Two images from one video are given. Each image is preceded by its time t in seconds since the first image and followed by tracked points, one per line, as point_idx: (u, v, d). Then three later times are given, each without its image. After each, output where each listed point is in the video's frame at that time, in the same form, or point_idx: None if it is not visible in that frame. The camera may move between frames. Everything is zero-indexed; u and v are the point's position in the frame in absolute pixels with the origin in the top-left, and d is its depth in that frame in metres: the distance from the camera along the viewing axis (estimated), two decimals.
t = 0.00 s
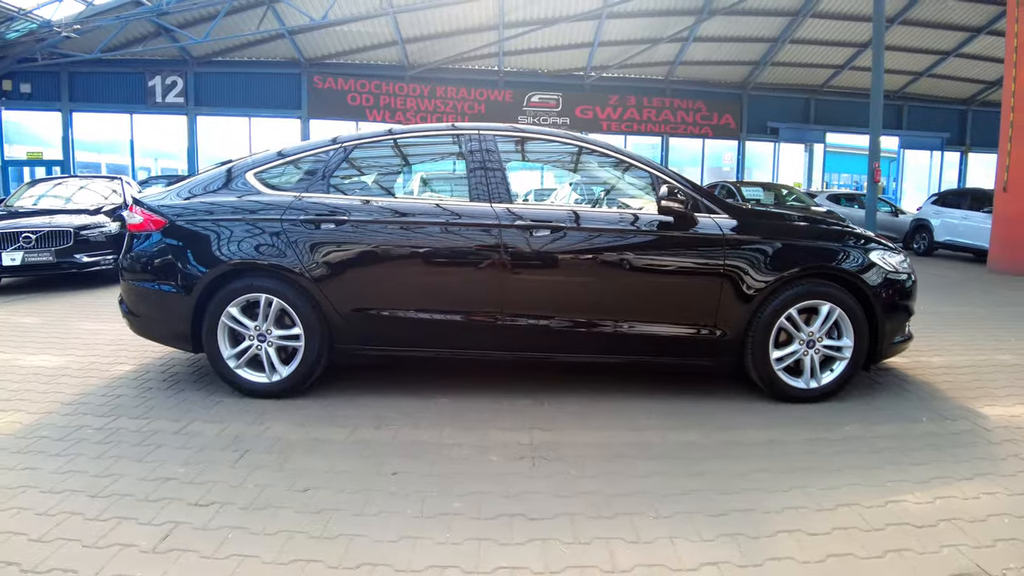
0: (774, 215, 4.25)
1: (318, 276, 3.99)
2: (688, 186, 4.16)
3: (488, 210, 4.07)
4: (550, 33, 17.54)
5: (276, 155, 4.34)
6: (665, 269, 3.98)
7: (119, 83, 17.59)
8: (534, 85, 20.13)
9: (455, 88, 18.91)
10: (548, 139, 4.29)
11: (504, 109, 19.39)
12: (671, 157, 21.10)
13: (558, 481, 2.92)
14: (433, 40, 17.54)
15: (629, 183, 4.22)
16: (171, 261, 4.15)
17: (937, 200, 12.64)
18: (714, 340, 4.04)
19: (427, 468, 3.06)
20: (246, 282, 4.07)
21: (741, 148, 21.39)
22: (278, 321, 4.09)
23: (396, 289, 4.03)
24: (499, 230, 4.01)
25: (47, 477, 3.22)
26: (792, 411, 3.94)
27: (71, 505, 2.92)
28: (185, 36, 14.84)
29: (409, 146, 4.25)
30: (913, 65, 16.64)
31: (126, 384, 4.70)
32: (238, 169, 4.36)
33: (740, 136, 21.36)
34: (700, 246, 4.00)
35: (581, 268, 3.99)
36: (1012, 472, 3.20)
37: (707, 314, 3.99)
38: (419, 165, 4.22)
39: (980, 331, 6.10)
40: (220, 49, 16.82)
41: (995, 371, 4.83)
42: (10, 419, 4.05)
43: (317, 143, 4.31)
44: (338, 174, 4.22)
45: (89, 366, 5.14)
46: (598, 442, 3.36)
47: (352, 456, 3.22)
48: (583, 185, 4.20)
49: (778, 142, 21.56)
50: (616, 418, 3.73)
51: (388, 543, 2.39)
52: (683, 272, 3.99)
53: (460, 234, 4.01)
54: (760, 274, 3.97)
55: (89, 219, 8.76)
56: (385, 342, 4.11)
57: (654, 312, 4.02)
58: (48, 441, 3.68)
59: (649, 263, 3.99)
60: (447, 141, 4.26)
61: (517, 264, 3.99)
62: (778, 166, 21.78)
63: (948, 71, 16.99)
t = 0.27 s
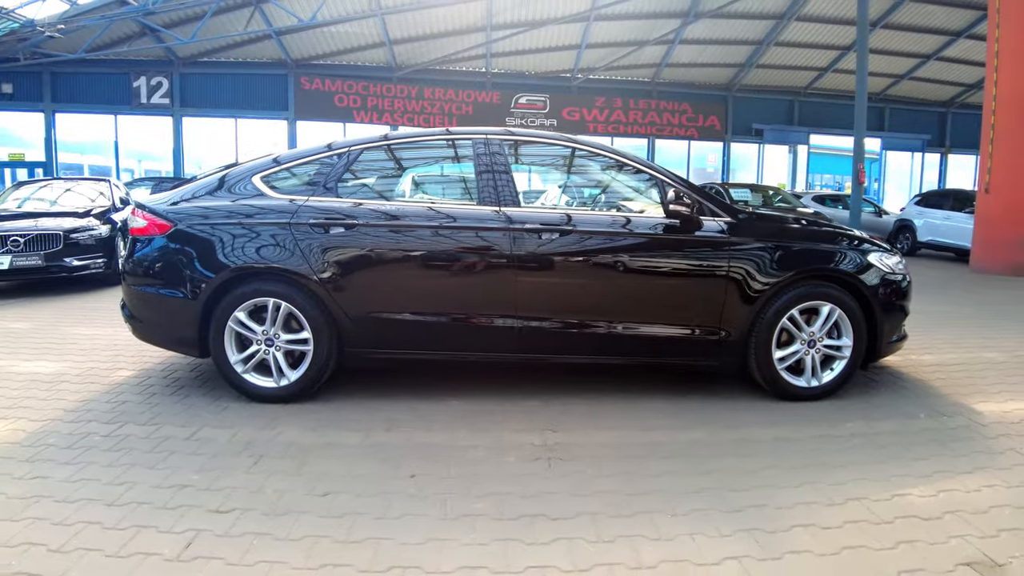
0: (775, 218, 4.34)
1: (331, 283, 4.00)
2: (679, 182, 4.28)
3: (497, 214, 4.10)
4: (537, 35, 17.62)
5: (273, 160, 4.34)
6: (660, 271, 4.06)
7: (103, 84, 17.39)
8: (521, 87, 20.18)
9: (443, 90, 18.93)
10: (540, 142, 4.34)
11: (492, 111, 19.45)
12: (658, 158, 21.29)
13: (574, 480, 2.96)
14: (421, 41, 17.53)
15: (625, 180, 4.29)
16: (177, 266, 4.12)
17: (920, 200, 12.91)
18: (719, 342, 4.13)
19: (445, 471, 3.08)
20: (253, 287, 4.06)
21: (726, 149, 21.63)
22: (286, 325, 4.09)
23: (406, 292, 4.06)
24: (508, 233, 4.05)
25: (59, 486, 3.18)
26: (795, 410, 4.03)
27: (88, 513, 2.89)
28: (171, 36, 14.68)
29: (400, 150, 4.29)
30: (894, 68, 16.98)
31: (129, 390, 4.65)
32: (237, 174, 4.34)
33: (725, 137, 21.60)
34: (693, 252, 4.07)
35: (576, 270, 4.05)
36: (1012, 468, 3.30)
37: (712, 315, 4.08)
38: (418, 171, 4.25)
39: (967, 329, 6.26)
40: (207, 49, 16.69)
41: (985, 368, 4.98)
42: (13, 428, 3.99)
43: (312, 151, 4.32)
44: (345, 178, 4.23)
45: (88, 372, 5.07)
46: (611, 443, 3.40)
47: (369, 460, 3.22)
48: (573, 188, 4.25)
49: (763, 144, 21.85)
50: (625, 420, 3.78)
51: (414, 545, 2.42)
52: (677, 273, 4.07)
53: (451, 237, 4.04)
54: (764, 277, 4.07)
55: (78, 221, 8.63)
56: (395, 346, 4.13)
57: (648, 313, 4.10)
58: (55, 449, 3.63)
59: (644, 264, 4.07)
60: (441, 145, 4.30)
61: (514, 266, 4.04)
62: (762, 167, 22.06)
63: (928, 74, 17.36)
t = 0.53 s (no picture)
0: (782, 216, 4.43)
1: (349, 283, 4.00)
2: (677, 173, 4.36)
3: (505, 213, 4.12)
4: (527, 36, 17.68)
5: (275, 161, 4.35)
6: (659, 269, 4.12)
7: (89, 83, 17.20)
8: (510, 87, 20.21)
9: (432, 90, 18.94)
10: (536, 140, 4.38)
11: (481, 111, 19.50)
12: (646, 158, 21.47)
13: (598, 477, 2.99)
14: (411, 41, 17.50)
15: (621, 177, 4.35)
16: (186, 266, 4.09)
17: (906, 200, 13.16)
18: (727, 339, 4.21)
19: (469, 469, 3.09)
20: (266, 286, 4.05)
21: (713, 150, 21.86)
22: (299, 325, 4.08)
23: (421, 291, 4.07)
24: (522, 231, 4.07)
25: (75, 489, 3.12)
26: (805, 407, 4.09)
27: (110, 517, 2.83)
28: (159, 35, 14.52)
29: (395, 149, 4.31)
30: (878, 70, 17.29)
31: (135, 392, 4.58)
32: (240, 175, 4.35)
33: (712, 138, 21.83)
34: (692, 251, 4.14)
35: (573, 268, 4.09)
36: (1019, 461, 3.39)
37: (723, 312, 4.16)
38: (420, 174, 4.26)
39: (959, 325, 6.40)
40: (195, 48, 16.54)
41: (981, 363, 5.10)
42: (20, 431, 3.91)
43: (321, 149, 4.34)
44: (357, 177, 4.23)
45: (90, 374, 4.99)
46: (630, 440, 3.43)
47: (391, 459, 3.22)
48: (567, 186, 4.30)
49: (749, 144, 22.11)
50: (641, 417, 3.82)
51: (448, 545, 2.42)
52: (676, 271, 4.13)
53: (441, 236, 4.04)
54: (773, 274, 4.16)
55: (70, 221, 8.50)
56: (410, 345, 4.14)
57: (645, 310, 4.16)
58: (66, 453, 3.56)
59: (643, 262, 4.12)
60: (436, 144, 4.32)
61: (514, 264, 4.06)
62: (749, 167, 22.32)
63: (911, 76, 17.70)
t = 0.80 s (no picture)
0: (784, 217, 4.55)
1: (364, 284, 4.00)
2: (675, 169, 4.44)
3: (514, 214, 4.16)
4: (514, 37, 17.71)
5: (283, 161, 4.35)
6: (654, 268, 4.20)
7: (70, 83, 16.91)
8: (497, 87, 20.21)
9: (419, 89, 18.93)
10: (546, 141, 4.42)
11: (468, 111, 19.52)
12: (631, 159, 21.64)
13: (618, 477, 3.03)
14: (398, 41, 17.42)
15: (614, 175, 4.41)
16: (193, 267, 4.06)
17: (889, 200, 13.45)
18: (734, 336, 4.33)
19: (491, 469, 3.10)
20: (277, 286, 4.03)
21: (698, 151, 22.11)
22: (309, 326, 4.06)
23: (435, 292, 4.08)
24: (534, 232, 4.12)
25: (90, 496, 3.06)
26: (810, 405, 4.18)
27: (131, 523, 2.76)
28: (143, 33, 14.29)
29: (394, 150, 4.30)
30: (860, 72, 17.64)
31: (139, 396, 4.51)
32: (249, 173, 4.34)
33: (696, 139, 22.08)
34: (690, 251, 4.24)
35: (568, 267, 4.14)
36: (1018, 454, 3.52)
37: (729, 311, 4.28)
38: (425, 172, 4.28)
39: (947, 323, 6.58)
40: (179, 47, 16.34)
41: (972, 360, 5.25)
42: (24, 437, 3.83)
43: (334, 150, 4.34)
44: (369, 177, 4.24)
45: (90, 378, 4.91)
46: (645, 440, 3.48)
47: (411, 460, 3.23)
48: (566, 187, 4.33)
49: (733, 145, 22.39)
50: (653, 416, 3.88)
51: (480, 547, 2.44)
52: (672, 270, 4.22)
53: (434, 236, 4.06)
54: (779, 272, 4.29)
55: (57, 222, 8.34)
56: (422, 345, 4.15)
57: (638, 310, 4.24)
58: (74, 459, 3.48)
59: (637, 261, 4.20)
60: (439, 145, 4.33)
61: (511, 265, 4.09)
62: (733, 168, 22.61)
63: (891, 79, 18.08)
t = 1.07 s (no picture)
0: (783, 216, 4.67)
1: (375, 285, 4.02)
2: (667, 164, 4.54)
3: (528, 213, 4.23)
4: (499, 37, 17.77)
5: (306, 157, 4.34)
6: (647, 266, 4.28)
7: (50, 81, 16.63)
8: (482, 87, 20.24)
9: (404, 89, 18.94)
10: (552, 141, 4.48)
11: (453, 112, 19.56)
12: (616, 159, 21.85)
13: (634, 476, 3.08)
14: (385, 40, 17.36)
15: (619, 176, 4.50)
16: (199, 267, 4.04)
17: (871, 200, 13.74)
18: (738, 332, 4.45)
19: (509, 467, 3.14)
20: (286, 286, 4.03)
21: (682, 151, 22.38)
22: (317, 326, 4.06)
23: (445, 291, 4.12)
24: (543, 231, 4.18)
25: (106, 499, 3.02)
26: (811, 401, 4.29)
27: (151, 526, 2.72)
28: (126, 31, 14.10)
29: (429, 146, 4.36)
30: (840, 74, 18.00)
31: (141, 398, 4.46)
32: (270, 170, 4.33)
33: (680, 139, 22.34)
34: (685, 250, 4.32)
35: (562, 266, 4.19)
36: (1015, 445, 3.64)
37: (731, 308, 4.38)
38: (443, 168, 4.34)
39: (933, 319, 6.77)
40: (162, 45, 16.16)
41: (960, 354, 5.42)
42: (29, 442, 3.76)
43: (349, 146, 4.35)
44: (378, 177, 4.27)
45: (90, 381, 4.85)
46: (656, 439, 3.54)
47: (429, 459, 3.24)
48: (572, 187, 4.40)
49: (716, 146, 22.70)
50: (662, 414, 3.94)
51: (508, 546, 2.47)
52: (665, 269, 4.30)
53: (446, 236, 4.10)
54: (781, 272, 4.42)
55: (44, 223, 8.21)
56: (432, 344, 4.19)
57: (629, 307, 4.29)
58: (84, 463, 3.43)
59: (630, 260, 4.26)
60: (451, 145, 4.38)
61: (504, 265, 4.13)
62: (716, 169, 22.93)
63: (870, 81, 18.47)
